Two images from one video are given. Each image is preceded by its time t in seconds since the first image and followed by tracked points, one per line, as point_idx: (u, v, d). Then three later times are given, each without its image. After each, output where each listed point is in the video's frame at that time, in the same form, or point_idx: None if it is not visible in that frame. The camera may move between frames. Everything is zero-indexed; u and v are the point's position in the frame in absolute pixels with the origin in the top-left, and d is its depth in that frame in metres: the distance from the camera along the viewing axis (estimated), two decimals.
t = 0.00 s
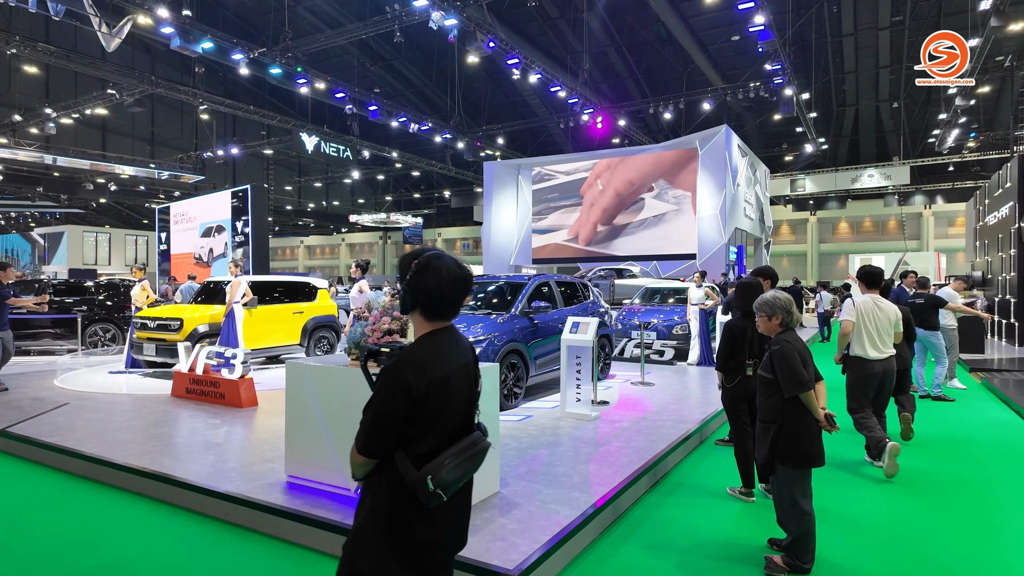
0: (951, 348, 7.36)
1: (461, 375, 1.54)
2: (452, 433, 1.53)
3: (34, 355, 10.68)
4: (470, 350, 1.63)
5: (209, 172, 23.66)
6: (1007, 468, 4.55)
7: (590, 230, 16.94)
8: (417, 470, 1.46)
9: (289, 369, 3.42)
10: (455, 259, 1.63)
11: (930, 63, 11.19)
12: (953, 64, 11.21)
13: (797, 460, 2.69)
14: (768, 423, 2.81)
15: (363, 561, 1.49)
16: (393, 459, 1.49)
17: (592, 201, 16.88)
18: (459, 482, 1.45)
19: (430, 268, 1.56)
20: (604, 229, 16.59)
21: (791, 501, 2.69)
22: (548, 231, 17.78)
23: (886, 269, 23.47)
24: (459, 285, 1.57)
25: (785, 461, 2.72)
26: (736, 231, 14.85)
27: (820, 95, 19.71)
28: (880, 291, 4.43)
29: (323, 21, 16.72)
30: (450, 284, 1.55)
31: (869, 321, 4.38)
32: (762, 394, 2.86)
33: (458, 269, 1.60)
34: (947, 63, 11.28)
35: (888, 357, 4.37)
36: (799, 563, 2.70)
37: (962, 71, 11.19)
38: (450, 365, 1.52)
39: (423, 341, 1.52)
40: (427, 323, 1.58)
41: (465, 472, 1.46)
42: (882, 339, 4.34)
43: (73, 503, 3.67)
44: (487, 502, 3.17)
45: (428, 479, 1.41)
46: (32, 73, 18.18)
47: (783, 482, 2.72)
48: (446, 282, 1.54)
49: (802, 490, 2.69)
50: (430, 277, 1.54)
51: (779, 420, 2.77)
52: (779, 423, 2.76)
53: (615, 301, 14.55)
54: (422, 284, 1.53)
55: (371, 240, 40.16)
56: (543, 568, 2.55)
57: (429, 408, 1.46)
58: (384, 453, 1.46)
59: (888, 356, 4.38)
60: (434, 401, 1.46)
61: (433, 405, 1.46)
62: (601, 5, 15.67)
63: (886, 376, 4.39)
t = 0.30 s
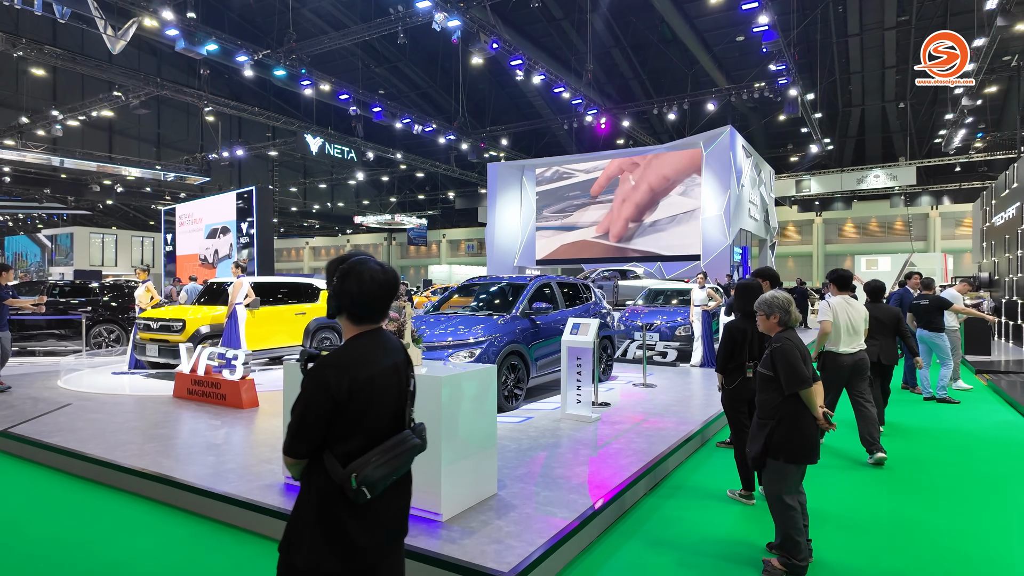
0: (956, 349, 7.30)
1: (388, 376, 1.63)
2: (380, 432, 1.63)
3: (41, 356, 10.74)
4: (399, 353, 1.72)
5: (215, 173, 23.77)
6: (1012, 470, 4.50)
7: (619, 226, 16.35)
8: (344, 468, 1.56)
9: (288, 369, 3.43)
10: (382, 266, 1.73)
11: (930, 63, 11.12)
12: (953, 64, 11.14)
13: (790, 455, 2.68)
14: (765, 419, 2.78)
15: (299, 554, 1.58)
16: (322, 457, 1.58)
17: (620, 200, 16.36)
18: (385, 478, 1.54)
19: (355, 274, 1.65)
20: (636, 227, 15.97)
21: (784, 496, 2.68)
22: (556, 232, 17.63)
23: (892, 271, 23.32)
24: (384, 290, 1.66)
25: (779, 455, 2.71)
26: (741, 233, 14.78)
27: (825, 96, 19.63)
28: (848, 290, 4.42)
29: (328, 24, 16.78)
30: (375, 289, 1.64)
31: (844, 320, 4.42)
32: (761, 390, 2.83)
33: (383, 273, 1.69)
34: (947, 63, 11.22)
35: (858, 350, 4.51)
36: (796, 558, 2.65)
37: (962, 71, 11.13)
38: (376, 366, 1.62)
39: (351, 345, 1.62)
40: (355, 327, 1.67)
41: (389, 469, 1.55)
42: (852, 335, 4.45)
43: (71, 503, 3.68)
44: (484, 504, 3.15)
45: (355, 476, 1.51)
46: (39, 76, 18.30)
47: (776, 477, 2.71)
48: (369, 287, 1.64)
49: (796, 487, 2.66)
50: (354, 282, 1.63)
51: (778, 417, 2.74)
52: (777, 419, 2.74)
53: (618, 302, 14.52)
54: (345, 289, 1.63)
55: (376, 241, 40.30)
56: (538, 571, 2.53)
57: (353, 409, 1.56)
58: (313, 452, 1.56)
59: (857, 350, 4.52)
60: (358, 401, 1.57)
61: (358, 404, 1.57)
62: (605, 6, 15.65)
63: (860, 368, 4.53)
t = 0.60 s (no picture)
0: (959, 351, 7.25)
1: (304, 372, 1.65)
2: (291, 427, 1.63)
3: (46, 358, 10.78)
4: (322, 350, 1.75)
5: (219, 174, 23.84)
6: (1012, 471, 4.49)
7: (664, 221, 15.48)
8: (252, 459, 1.58)
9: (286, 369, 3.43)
10: (306, 265, 1.77)
11: (930, 63, 11.06)
12: (953, 64, 11.09)
13: (785, 451, 2.66)
14: (763, 415, 2.75)
15: (208, 542, 1.61)
16: (233, 448, 1.61)
17: (665, 195, 15.48)
18: (289, 472, 1.54)
19: (275, 273, 1.69)
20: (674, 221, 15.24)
21: (776, 491, 2.66)
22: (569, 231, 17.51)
23: (897, 271, 23.19)
24: (303, 288, 1.71)
25: (773, 450, 2.69)
26: (744, 234, 14.71)
27: (829, 96, 19.57)
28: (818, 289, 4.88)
29: (332, 25, 16.85)
30: (295, 287, 1.69)
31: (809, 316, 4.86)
32: (759, 386, 2.80)
33: (305, 273, 1.74)
34: (947, 63, 11.17)
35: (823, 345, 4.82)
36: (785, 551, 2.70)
37: (962, 71, 11.08)
38: (290, 362, 1.63)
39: (267, 341, 1.65)
40: (276, 324, 1.71)
41: (296, 463, 1.55)
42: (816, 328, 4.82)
43: (71, 504, 3.69)
44: (482, 506, 3.14)
45: (258, 466, 1.52)
46: (45, 78, 18.39)
47: (769, 472, 2.69)
48: (289, 284, 1.69)
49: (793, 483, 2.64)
50: (273, 281, 1.68)
51: (776, 413, 2.71)
52: (774, 415, 2.71)
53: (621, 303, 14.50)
54: (264, 285, 1.68)
55: (380, 243, 40.38)
56: (536, 572, 2.52)
57: (261, 402, 1.58)
58: (224, 441, 1.59)
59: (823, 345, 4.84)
60: (266, 395, 1.59)
61: (270, 397, 1.59)
62: (608, 7, 15.62)
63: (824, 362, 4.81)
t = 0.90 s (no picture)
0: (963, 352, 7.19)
1: (248, 368, 1.72)
2: (238, 422, 1.70)
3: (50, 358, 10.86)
4: (266, 347, 1.82)
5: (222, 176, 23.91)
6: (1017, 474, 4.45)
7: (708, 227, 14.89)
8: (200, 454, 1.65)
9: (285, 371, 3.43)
10: (250, 266, 1.85)
11: (930, 63, 11.02)
12: (953, 64, 11.05)
13: (784, 452, 2.65)
14: (761, 415, 2.74)
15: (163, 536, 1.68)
16: (182, 443, 1.68)
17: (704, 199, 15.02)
18: (236, 464, 1.60)
19: (217, 274, 1.77)
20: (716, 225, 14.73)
21: (775, 493, 2.64)
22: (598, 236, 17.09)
23: (901, 272, 23.12)
24: (246, 287, 1.79)
25: (772, 451, 2.67)
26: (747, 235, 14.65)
27: (833, 97, 19.53)
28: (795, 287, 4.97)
29: (335, 27, 16.89)
30: (236, 286, 1.77)
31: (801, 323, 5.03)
32: (757, 387, 2.79)
33: (248, 273, 1.82)
34: (948, 63, 11.12)
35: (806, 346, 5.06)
36: (791, 548, 2.67)
37: (962, 70, 11.03)
38: (234, 358, 1.71)
39: (212, 340, 1.73)
40: (221, 323, 1.79)
41: (241, 456, 1.61)
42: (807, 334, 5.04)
43: (71, 505, 3.69)
44: (480, 507, 3.14)
45: (204, 459, 1.58)
46: (49, 80, 18.47)
47: (768, 473, 2.68)
48: (230, 285, 1.76)
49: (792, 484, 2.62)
50: (216, 281, 1.76)
51: (773, 414, 2.70)
52: (772, 415, 2.70)
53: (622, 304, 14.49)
54: (206, 287, 1.76)
55: (383, 244, 40.44)
56: (535, 573, 2.50)
57: (206, 398, 1.66)
58: (175, 437, 1.67)
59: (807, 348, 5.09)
60: (210, 390, 1.66)
61: (214, 393, 1.66)
62: (611, 8, 15.59)
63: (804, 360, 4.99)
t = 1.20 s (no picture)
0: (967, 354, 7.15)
1: (210, 368, 1.81)
2: (198, 419, 1.78)
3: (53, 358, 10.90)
4: (229, 349, 1.90)
5: (225, 176, 23.98)
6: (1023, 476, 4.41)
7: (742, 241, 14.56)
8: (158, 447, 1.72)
9: (287, 372, 3.43)
10: (218, 271, 1.94)
11: (930, 63, 10.98)
12: (953, 64, 11.01)
13: (788, 454, 2.63)
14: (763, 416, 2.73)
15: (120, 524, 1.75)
16: (142, 437, 1.76)
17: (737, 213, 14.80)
18: (192, 458, 1.68)
19: (186, 278, 1.86)
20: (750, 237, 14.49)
21: (781, 496, 2.61)
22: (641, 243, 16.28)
23: (905, 274, 23.03)
24: (213, 293, 1.88)
25: (776, 454, 2.65)
26: (750, 235, 14.61)
27: (836, 98, 19.49)
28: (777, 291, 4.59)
29: (337, 28, 16.92)
30: (203, 291, 1.87)
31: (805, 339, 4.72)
32: (758, 388, 2.79)
33: (216, 279, 1.91)
34: (948, 64, 11.08)
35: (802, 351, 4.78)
36: (804, 560, 2.58)
37: (962, 71, 10.99)
38: (197, 358, 1.79)
39: (176, 339, 1.81)
40: (187, 324, 1.87)
41: (197, 451, 1.69)
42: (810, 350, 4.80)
43: (72, 505, 3.69)
44: (482, 508, 3.13)
45: (161, 453, 1.66)
46: (53, 81, 18.55)
47: (771, 476, 2.66)
48: (199, 289, 1.86)
49: (794, 486, 2.61)
50: (185, 285, 1.85)
51: (775, 415, 2.69)
52: (773, 417, 2.69)
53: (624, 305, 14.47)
54: (175, 291, 1.85)
55: (385, 245, 40.49)
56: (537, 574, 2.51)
57: (167, 395, 1.74)
58: (136, 430, 1.74)
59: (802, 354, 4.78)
60: (173, 387, 1.74)
61: (175, 390, 1.74)
62: (614, 9, 15.57)
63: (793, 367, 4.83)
